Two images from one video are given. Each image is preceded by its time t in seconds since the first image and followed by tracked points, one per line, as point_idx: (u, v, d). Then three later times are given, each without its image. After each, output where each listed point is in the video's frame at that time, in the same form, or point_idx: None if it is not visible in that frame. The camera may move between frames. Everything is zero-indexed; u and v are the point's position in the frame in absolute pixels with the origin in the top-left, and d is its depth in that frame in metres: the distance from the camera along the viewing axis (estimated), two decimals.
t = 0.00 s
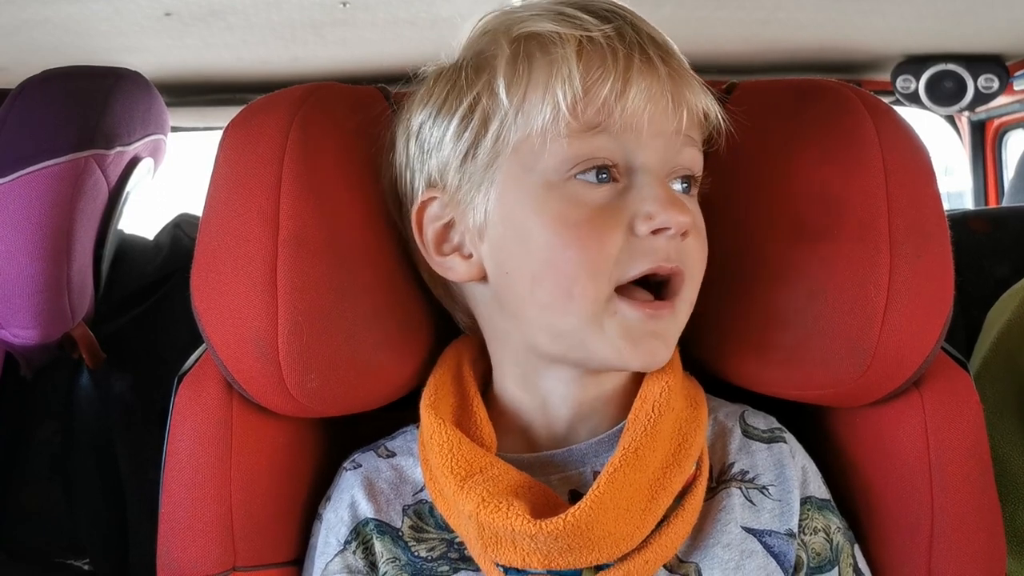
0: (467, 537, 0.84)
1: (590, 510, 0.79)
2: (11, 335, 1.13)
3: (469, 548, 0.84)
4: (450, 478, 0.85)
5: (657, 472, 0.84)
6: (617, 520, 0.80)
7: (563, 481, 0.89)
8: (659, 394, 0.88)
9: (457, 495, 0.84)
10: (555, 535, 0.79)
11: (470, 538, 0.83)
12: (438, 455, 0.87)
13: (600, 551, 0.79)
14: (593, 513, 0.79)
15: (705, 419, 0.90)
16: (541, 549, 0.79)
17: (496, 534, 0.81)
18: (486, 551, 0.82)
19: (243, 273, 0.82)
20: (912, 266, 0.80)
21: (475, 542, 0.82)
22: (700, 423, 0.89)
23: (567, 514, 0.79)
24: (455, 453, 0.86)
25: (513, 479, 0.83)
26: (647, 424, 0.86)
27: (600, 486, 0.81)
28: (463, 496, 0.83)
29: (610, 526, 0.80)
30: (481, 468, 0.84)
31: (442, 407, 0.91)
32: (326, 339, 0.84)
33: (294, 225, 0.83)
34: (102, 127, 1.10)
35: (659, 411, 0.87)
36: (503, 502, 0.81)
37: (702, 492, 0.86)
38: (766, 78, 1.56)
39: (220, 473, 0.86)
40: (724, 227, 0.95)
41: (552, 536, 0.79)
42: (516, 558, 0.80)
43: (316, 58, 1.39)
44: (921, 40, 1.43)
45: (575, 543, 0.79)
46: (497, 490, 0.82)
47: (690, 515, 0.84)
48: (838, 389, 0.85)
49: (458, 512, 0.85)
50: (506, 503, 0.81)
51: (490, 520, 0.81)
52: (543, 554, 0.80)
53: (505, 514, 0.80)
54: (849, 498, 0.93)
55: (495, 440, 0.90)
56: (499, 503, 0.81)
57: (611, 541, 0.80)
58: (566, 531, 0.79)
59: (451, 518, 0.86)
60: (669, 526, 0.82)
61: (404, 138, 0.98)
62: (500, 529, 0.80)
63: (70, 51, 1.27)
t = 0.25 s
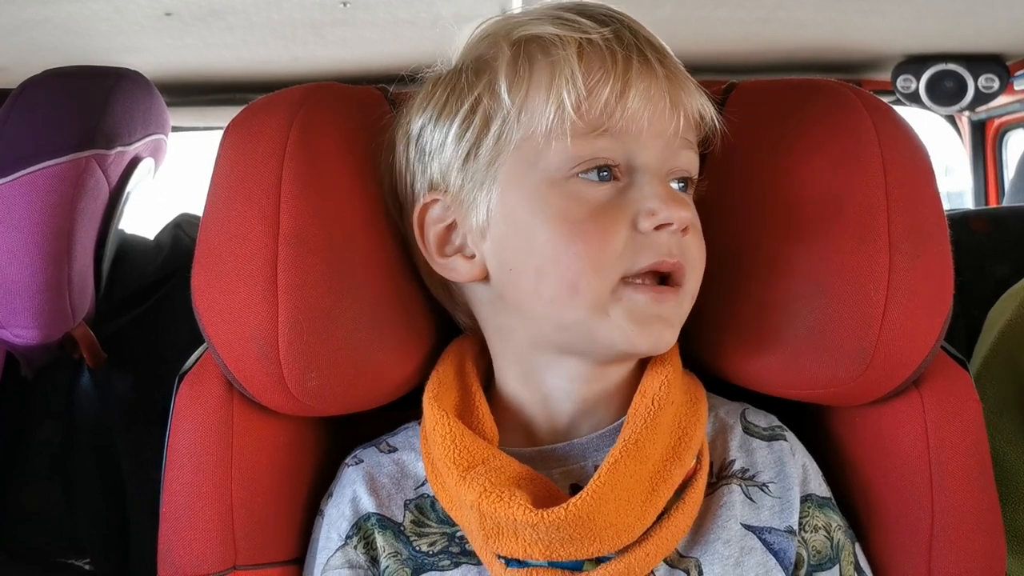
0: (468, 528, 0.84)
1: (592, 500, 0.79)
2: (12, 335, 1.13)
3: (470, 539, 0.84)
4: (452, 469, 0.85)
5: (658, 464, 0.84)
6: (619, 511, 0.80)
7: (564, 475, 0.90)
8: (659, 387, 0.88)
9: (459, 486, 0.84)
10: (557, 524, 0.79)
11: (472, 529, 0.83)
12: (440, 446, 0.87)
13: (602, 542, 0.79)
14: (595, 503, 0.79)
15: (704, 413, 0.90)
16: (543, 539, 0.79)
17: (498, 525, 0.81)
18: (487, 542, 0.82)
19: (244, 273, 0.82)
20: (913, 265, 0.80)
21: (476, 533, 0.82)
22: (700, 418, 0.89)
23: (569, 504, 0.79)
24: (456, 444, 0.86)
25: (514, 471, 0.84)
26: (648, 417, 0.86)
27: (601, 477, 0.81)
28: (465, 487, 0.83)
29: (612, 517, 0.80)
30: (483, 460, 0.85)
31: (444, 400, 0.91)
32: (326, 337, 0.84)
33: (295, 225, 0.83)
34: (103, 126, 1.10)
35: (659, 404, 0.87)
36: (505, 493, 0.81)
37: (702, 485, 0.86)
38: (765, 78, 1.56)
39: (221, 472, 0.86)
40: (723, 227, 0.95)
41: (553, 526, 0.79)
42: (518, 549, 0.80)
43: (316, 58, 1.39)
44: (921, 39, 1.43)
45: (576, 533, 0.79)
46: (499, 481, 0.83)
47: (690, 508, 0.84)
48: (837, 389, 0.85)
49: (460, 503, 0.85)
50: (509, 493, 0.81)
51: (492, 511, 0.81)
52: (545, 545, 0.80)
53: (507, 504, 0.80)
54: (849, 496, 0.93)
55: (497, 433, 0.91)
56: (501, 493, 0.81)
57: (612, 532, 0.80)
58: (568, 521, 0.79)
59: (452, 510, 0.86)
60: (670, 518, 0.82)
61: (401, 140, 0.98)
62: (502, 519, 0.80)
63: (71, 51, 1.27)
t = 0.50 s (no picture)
0: (470, 526, 0.84)
1: (594, 499, 0.79)
2: (13, 334, 1.13)
3: (472, 537, 0.84)
4: (454, 468, 0.85)
5: (660, 463, 0.84)
6: (621, 510, 0.80)
7: (566, 474, 0.89)
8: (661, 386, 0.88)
9: (461, 484, 0.84)
10: (559, 523, 0.79)
11: (473, 527, 0.83)
12: (442, 445, 0.87)
13: (604, 540, 0.79)
14: (597, 502, 0.79)
15: (707, 411, 0.90)
16: (545, 538, 0.79)
17: (500, 523, 0.81)
18: (489, 540, 0.82)
19: (245, 272, 0.82)
20: (915, 263, 0.80)
21: (479, 531, 0.82)
22: (702, 416, 0.89)
23: (571, 502, 0.79)
24: (459, 443, 0.86)
25: (517, 469, 0.84)
26: (650, 416, 0.86)
27: (604, 475, 0.81)
28: (467, 485, 0.83)
29: (614, 515, 0.80)
30: (485, 458, 0.85)
31: (446, 398, 0.91)
32: (328, 336, 0.84)
33: (297, 224, 0.83)
34: (104, 126, 1.10)
35: (662, 403, 0.87)
36: (508, 491, 0.81)
37: (704, 484, 0.86)
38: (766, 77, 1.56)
39: (223, 471, 0.86)
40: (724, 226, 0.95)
41: (556, 524, 0.79)
42: (520, 547, 0.80)
43: (317, 57, 1.39)
44: (922, 38, 1.42)
45: (579, 531, 0.79)
46: (502, 479, 0.83)
47: (691, 507, 0.84)
48: (839, 388, 0.85)
49: (462, 501, 0.85)
50: (511, 491, 0.81)
51: (494, 509, 0.81)
52: (547, 543, 0.80)
53: (510, 503, 0.80)
54: (851, 495, 0.93)
55: (499, 432, 0.91)
56: (504, 492, 0.81)
57: (614, 530, 0.80)
58: (570, 520, 0.79)
59: (454, 508, 0.86)
60: (672, 517, 0.82)
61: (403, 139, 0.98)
62: (505, 517, 0.80)
63: (72, 50, 1.27)
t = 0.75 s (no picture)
0: (471, 527, 0.84)
1: (596, 502, 0.79)
2: (15, 333, 1.13)
3: (473, 538, 0.84)
4: (456, 469, 0.85)
5: (661, 466, 0.84)
6: (622, 512, 0.80)
7: (567, 474, 0.89)
8: (663, 388, 0.88)
9: (463, 486, 0.84)
10: (561, 525, 0.79)
11: (474, 528, 0.83)
12: (444, 446, 0.87)
13: (604, 543, 0.80)
14: (599, 505, 0.79)
15: (708, 414, 0.90)
16: (546, 540, 0.80)
17: (501, 525, 0.81)
18: (490, 542, 0.82)
19: (247, 271, 0.82)
20: (917, 263, 0.80)
21: (479, 532, 0.82)
22: (704, 419, 0.89)
23: (573, 505, 0.79)
24: (461, 444, 0.86)
25: (519, 471, 0.84)
26: (652, 418, 0.86)
27: (606, 478, 0.81)
28: (469, 487, 0.83)
29: (615, 517, 0.80)
30: (487, 460, 0.85)
31: (448, 397, 0.91)
32: (329, 335, 0.84)
33: (298, 223, 0.83)
34: (105, 126, 1.10)
35: (664, 405, 0.87)
36: (510, 493, 0.81)
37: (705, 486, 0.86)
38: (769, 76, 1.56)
39: (224, 470, 0.86)
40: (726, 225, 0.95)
41: (557, 527, 0.79)
42: (521, 549, 0.80)
43: (319, 56, 1.39)
44: (925, 37, 1.42)
45: (580, 534, 0.79)
46: (504, 481, 0.83)
47: (692, 509, 0.84)
48: (840, 387, 0.85)
49: (463, 503, 0.85)
50: (513, 493, 0.81)
51: (496, 511, 0.81)
52: (548, 545, 0.80)
53: (512, 505, 0.80)
54: (852, 495, 0.93)
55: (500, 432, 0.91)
56: (506, 494, 0.81)
57: (615, 533, 0.80)
58: (571, 523, 0.79)
59: (455, 509, 0.86)
60: (672, 519, 0.82)
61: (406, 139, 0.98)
62: (506, 520, 0.80)
63: (74, 50, 1.27)
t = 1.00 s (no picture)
0: (467, 523, 0.84)
1: (590, 497, 0.80)
2: (16, 331, 1.14)
3: (468, 534, 0.84)
4: (452, 465, 0.86)
5: (656, 463, 0.84)
6: (617, 508, 0.80)
7: (563, 472, 0.90)
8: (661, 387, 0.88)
9: (459, 481, 0.84)
10: (555, 520, 0.79)
11: (470, 524, 0.83)
12: (440, 442, 0.87)
13: (599, 538, 0.80)
14: (593, 500, 0.80)
15: (704, 411, 0.90)
16: (541, 534, 0.80)
17: (496, 521, 0.81)
18: (485, 538, 0.82)
19: (246, 269, 0.83)
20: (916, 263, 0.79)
21: (475, 528, 0.83)
22: (699, 418, 0.89)
23: (567, 500, 0.80)
24: (457, 440, 0.87)
25: (514, 467, 0.84)
26: (647, 415, 0.86)
27: (601, 473, 0.81)
28: (465, 482, 0.84)
29: (609, 513, 0.80)
30: (483, 456, 0.85)
31: (444, 395, 0.92)
32: (328, 334, 0.84)
33: (298, 222, 0.83)
34: (106, 125, 1.10)
35: (659, 402, 0.87)
36: (505, 488, 0.82)
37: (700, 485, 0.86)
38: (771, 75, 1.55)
39: (223, 468, 0.86)
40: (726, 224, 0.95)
41: (552, 522, 0.79)
42: (515, 544, 0.80)
43: (320, 55, 1.39)
44: (927, 36, 1.42)
45: (574, 529, 0.79)
46: (499, 476, 0.83)
47: (687, 507, 0.83)
48: (839, 387, 0.85)
49: (459, 498, 0.85)
50: (508, 489, 0.82)
51: (491, 506, 0.81)
52: (543, 540, 0.80)
53: (507, 500, 0.81)
54: (851, 495, 0.93)
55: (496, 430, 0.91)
56: (501, 489, 0.82)
57: (609, 529, 0.80)
58: (566, 517, 0.79)
59: (451, 505, 0.86)
60: (667, 516, 0.82)
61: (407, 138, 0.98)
62: (501, 515, 0.81)
63: (76, 49, 1.27)
